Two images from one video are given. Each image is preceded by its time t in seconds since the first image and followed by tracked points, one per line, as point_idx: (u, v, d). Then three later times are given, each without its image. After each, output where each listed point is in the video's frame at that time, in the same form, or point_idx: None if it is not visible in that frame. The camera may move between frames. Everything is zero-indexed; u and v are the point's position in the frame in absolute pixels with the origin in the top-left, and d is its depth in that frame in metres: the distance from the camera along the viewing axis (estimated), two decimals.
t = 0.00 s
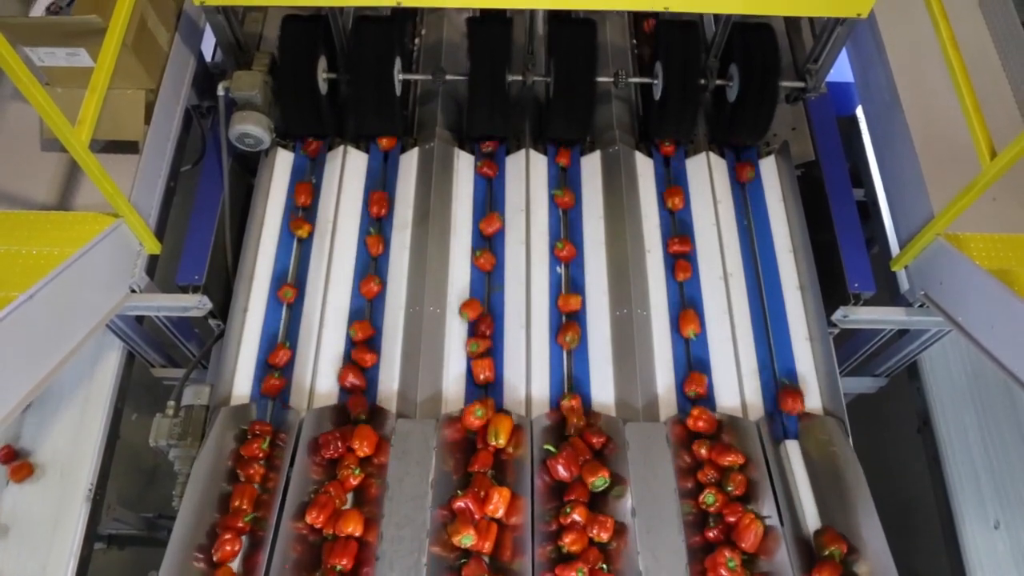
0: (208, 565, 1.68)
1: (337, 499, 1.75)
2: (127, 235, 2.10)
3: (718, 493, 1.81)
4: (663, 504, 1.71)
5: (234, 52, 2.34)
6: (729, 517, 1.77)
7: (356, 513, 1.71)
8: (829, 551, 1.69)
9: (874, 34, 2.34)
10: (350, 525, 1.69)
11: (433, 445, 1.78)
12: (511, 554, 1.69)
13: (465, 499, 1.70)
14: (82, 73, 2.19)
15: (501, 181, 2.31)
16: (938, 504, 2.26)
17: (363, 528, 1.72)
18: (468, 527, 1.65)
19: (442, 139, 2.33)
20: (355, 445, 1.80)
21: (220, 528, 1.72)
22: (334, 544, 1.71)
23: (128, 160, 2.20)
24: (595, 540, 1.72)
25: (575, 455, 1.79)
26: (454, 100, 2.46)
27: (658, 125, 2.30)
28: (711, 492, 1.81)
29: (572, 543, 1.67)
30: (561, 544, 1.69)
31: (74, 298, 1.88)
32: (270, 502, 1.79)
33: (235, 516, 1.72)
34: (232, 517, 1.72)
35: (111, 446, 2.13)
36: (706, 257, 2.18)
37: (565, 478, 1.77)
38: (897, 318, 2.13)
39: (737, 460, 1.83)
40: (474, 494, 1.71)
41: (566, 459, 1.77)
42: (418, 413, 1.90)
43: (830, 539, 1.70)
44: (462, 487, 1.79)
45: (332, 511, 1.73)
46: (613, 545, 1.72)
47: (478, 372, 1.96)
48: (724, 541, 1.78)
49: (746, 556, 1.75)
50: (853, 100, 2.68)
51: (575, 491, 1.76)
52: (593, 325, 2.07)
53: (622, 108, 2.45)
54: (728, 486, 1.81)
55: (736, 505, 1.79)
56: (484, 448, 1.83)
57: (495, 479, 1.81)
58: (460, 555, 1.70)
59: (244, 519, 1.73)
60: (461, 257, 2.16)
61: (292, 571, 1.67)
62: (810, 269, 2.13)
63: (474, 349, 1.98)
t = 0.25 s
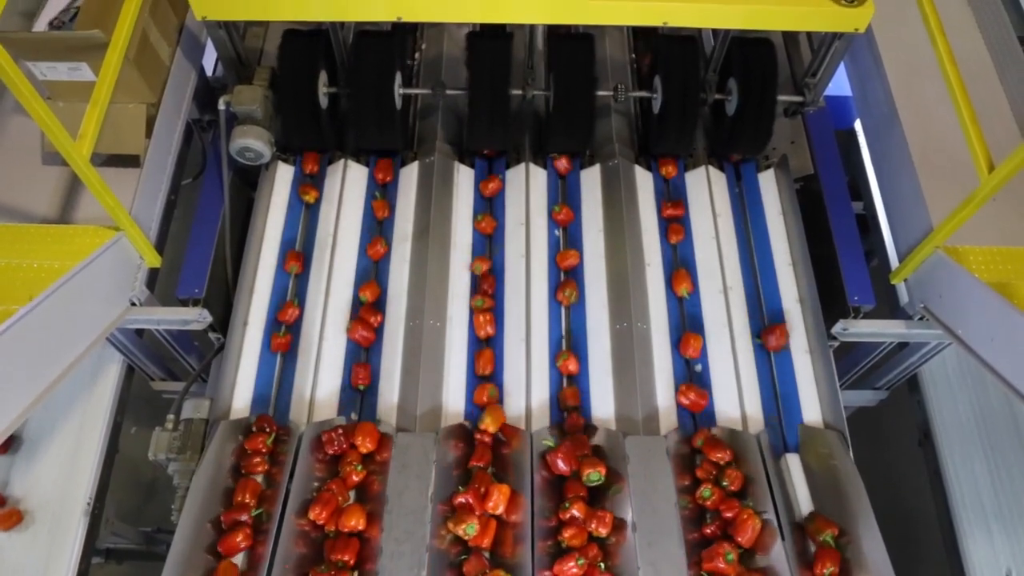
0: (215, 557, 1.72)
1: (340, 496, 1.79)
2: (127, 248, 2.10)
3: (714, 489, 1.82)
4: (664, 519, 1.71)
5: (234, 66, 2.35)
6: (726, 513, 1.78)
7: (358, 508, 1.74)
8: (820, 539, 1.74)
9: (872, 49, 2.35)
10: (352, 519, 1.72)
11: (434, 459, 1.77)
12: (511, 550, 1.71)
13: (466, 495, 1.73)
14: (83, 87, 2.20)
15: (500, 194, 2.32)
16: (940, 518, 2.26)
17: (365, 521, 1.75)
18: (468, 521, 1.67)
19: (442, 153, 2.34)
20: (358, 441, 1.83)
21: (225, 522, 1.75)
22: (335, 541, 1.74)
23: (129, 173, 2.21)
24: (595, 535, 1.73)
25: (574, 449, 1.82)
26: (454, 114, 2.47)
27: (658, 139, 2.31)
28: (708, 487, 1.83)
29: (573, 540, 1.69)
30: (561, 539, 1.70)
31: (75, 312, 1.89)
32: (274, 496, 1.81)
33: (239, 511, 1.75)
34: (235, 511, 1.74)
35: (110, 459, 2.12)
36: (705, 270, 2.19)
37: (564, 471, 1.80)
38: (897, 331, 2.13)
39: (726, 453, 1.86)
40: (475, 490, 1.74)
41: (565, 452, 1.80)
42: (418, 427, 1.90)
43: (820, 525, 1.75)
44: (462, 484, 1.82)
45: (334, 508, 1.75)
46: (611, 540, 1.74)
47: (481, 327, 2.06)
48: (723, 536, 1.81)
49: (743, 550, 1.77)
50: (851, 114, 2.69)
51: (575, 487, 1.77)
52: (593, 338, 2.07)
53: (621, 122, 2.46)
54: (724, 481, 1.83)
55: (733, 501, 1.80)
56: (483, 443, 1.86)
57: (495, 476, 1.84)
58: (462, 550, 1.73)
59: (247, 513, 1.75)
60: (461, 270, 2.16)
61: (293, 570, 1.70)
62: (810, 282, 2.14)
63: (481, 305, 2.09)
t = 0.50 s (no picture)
0: (219, 553, 1.74)
1: (342, 495, 1.80)
2: (128, 262, 2.11)
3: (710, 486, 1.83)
4: (665, 534, 1.70)
5: (236, 80, 2.36)
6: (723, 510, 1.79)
7: (360, 506, 1.74)
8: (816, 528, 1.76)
9: (870, 63, 2.36)
10: (355, 518, 1.72)
11: (433, 474, 1.77)
12: (512, 545, 1.73)
13: (467, 491, 1.75)
14: (85, 101, 2.21)
15: (500, 208, 2.33)
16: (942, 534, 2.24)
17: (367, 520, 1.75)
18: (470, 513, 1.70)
19: (442, 167, 2.34)
20: (360, 441, 1.83)
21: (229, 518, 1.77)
22: (338, 538, 1.74)
23: (131, 187, 2.21)
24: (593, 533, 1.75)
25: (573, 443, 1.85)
26: (455, 128, 2.48)
27: (657, 153, 2.31)
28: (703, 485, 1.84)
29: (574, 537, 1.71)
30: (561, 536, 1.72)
31: (75, 325, 1.89)
32: (278, 492, 1.81)
33: (243, 508, 1.76)
34: (240, 508, 1.76)
35: (109, 472, 2.12)
36: (705, 284, 2.19)
37: (565, 463, 1.83)
38: (897, 344, 2.13)
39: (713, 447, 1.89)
40: (476, 487, 1.76)
41: (565, 446, 1.83)
42: (418, 444, 1.89)
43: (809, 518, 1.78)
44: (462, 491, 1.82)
45: (336, 506, 1.76)
46: (610, 538, 1.75)
47: (482, 287, 2.14)
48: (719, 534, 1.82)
49: (739, 549, 1.78)
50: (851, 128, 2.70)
51: (578, 484, 1.79)
52: (593, 352, 2.07)
53: (621, 136, 2.46)
54: (720, 478, 1.84)
55: (729, 498, 1.81)
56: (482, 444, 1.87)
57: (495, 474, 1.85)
58: (463, 545, 1.74)
59: (251, 511, 1.77)
60: (461, 284, 2.17)
61: (294, 569, 1.69)
62: (809, 296, 2.14)
63: (482, 265, 2.17)
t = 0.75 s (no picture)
0: (222, 552, 1.75)
1: (345, 494, 1.82)
2: (128, 275, 2.11)
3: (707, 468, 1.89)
4: (666, 549, 1.69)
5: (237, 95, 2.37)
6: (719, 507, 1.82)
7: (363, 505, 1.77)
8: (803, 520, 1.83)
9: (869, 78, 2.38)
10: (357, 517, 1.75)
11: (433, 488, 1.76)
12: (512, 542, 1.77)
13: (468, 490, 1.80)
14: (86, 115, 2.21)
15: (500, 222, 2.33)
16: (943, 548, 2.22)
17: (369, 518, 1.78)
18: (472, 513, 1.73)
19: (442, 181, 2.35)
20: (363, 437, 1.89)
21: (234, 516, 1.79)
22: (340, 537, 1.76)
23: (131, 200, 2.22)
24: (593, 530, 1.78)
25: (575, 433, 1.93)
26: (455, 142, 2.48)
27: (656, 167, 2.32)
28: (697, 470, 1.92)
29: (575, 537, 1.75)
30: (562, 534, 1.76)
31: (75, 339, 1.89)
32: (280, 492, 1.83)
33: (247, 506, 1.78)
34: (244, 506, 1.78)
35: (108, 487, 2.12)
36: (705, 297, 2.19)
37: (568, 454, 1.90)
38: (897, 358, 2.13)
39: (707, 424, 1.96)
40: (477, 486, 1.81)
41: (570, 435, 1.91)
42: (418, 459, 1.89)
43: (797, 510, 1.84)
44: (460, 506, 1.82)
45: (338, 506, 1.80)
46: (609, 534, 1.78)
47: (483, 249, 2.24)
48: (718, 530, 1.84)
49: (738, 545, 1.81)
50: (849, 142, 2.71)
51: (577, 480, 1.85)
52: (593, 365, 2.07)
53: (620, 150, 2.47)
54: (716, 475, 1.86)
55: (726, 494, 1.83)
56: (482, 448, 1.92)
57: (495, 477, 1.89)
58: (464, 543, 1.78)
59: (254, 510, 1.78)
60: (461, 298, 2.17)
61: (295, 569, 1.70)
62: (809, 309, 2.14)
63: (483, 228, 2.27)
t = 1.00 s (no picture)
0: (225, 551, 1.78)
1: (351, 491, 1.84)
2: (129, 288, 2.11)
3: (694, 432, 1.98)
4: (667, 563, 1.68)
5: (238, 108, 2.38)
6: (717, 501, 1.84)
7: (365, 505, 1.82)
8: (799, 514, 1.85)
9: (867, 91, 2.39)
10: (358, 516, 1.80)
11: (433, 501, 1.75)
12: (512, 539, 1.80)
13: (469, 487, 1.82)
14: (87, 129, 2.22)
15: (501, 235, 2.34)
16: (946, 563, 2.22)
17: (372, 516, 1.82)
18: (472, 508, 1.77)
19: (443, 194, 2.35)
20: (367, 416, 1.96)
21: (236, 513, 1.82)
22: (343, 536, 1.80)
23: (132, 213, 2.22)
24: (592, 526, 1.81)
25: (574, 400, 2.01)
26: (455, 155, 2.49)
27: (656, 181, 2.33)
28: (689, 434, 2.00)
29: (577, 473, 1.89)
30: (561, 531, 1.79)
31: (75, 352, 1.89)
32: (284, 492, 1.86)
33: (250, 505, 1.81)
34: (247, 504, 1.81)
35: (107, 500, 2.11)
36: (705, 310, 2.19)
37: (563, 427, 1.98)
38: (897, 370, 2.13)
39: (698, 372, 2.07)
40: (478, 482, 1.84)
41: (569, 397, 2.00)
42: (417, 474, 1.89)
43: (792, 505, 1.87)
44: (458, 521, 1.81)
45: (342, 502, 1.82)
46: (607, 529, 1.81)
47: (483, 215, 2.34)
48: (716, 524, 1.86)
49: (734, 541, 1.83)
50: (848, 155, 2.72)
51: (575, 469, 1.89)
52: (593, 379, 2.07)
53: (620, 163, 2.47)
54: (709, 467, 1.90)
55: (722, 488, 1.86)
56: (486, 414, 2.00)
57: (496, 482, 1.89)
58: (464, 540, 1.81)
59: (257, 508, 1.81)
60: (462, 311, 2.17)
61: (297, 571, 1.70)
62: (809, 322, 2.14)
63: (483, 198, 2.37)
